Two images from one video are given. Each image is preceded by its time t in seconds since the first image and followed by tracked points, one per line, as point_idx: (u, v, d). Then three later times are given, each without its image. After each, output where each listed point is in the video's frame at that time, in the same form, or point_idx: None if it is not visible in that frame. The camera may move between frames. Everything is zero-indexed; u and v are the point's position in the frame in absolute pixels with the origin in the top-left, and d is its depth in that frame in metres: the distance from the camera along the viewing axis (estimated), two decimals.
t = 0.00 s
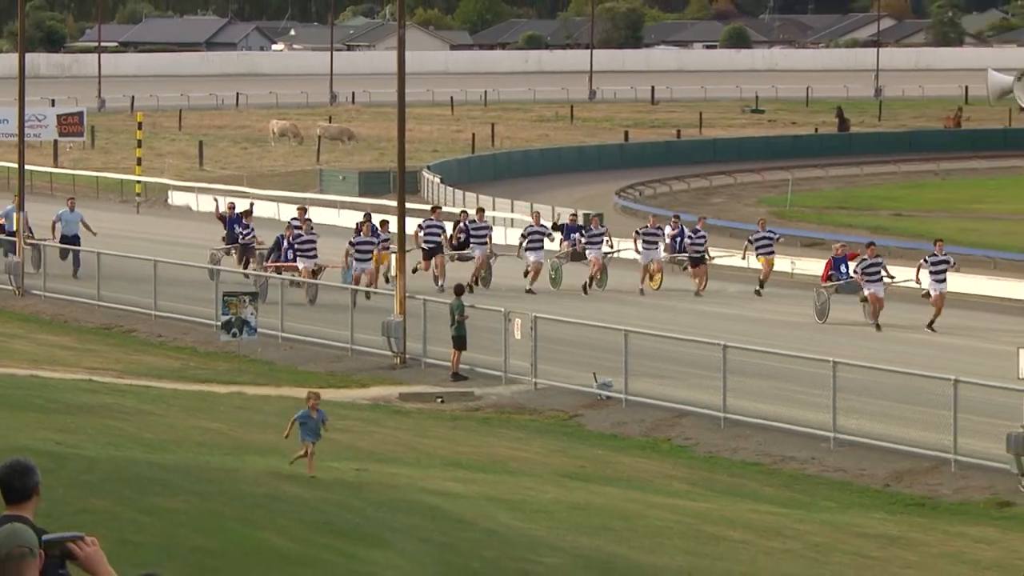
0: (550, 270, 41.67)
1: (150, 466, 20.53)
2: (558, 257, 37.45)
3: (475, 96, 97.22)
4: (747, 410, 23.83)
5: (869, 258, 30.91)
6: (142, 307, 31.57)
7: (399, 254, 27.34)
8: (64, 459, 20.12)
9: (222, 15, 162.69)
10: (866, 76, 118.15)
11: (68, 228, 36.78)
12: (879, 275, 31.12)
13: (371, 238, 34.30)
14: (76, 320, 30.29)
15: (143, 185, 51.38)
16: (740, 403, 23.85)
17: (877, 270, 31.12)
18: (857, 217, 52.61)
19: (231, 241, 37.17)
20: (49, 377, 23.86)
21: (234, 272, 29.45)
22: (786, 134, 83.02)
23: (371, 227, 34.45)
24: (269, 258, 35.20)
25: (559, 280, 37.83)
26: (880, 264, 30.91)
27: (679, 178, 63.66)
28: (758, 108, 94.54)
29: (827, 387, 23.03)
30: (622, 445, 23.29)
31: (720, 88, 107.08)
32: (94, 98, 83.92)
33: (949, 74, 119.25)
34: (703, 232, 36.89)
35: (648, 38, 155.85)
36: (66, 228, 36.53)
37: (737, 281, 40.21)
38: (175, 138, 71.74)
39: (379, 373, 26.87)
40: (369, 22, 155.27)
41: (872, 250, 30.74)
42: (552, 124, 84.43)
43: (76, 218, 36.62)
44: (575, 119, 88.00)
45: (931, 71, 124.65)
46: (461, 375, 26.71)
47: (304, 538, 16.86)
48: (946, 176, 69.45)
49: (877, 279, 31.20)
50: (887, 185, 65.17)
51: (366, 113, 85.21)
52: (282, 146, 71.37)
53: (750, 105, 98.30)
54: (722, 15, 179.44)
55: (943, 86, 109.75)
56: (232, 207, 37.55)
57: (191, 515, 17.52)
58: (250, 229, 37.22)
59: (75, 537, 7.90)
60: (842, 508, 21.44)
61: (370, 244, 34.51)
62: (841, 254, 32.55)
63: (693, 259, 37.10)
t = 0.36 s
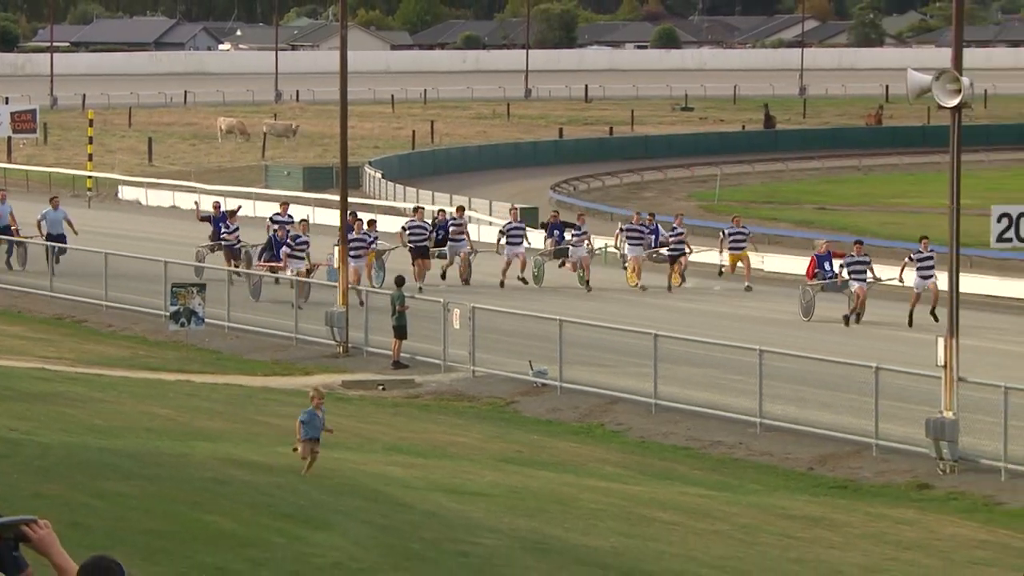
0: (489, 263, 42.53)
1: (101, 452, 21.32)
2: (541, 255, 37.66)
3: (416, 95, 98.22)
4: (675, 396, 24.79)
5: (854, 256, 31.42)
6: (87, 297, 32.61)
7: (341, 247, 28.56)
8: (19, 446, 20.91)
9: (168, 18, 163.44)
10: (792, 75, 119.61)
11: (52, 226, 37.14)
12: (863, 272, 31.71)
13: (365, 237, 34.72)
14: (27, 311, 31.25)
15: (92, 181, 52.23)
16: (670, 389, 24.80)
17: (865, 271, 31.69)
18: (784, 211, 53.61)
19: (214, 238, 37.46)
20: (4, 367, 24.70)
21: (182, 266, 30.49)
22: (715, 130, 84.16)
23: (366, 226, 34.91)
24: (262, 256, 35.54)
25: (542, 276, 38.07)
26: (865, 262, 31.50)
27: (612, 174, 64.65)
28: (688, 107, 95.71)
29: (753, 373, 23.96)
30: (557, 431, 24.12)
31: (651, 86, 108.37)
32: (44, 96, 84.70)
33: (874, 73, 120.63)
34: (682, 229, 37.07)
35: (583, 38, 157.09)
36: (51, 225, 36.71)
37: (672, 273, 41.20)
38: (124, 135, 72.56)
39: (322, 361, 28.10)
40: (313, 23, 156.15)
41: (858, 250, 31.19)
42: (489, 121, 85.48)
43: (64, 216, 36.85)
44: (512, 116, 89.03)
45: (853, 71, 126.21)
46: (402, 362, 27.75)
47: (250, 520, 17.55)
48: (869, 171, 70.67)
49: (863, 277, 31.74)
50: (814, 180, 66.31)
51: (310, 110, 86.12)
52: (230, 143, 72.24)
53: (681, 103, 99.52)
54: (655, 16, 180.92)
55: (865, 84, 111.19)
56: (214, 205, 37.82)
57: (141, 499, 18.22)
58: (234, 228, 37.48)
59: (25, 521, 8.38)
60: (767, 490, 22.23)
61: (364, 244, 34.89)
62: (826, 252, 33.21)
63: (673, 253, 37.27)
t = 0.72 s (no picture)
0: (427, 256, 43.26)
1: (49, 437, 21.96)
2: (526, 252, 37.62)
3: (356, 90, 98.95)
4: (608, 383, 25.59)
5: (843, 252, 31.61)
6: (38, 288, 33.59)
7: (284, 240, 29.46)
8: None
9: (112, 15, 163.82)
10: (720, 72, 120.70)
11: (35, 221, 37.33)
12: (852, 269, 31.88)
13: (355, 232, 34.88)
14: None
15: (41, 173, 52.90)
16: (603, 376, 25.60)
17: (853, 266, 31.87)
18: (710, 203, 54.46)
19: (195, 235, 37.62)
20: None
21: (128, 257, 31.36)
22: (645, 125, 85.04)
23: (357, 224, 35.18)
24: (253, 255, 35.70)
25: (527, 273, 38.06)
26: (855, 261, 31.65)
27: (546, 167, 65.44)
28: (621, 102, 96.63)
29: (682, 360, 24.74)
30: (492, 416, 24.77)
31: (584, 82, 109.31)
32: None
33: (802, 70, 121.92)
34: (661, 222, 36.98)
35: (518, 35, 158.17)
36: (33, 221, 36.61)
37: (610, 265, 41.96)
38: (70, 129, 73.14)
39: (266, 350, 28.90)
40: (254, 20, 156.88)
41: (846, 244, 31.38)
42: (429, 116, 86.22)
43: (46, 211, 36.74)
44: (449, 111, 89.80)
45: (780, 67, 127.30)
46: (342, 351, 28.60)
47: (193, 503, 18.08)
48: (797, 165, 71.59)
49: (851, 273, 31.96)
50: (740, 173, 67.21)
51: (254, 105, 86.77)
52: (174, 137, 72.87)
53: (614, 99, 100.43)
54: (588, 14, 182.24)
55: (791, 81, 112.27)
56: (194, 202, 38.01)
57: (87, 483, 18.82)
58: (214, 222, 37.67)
59: None
60: (696, 473, 22.81)
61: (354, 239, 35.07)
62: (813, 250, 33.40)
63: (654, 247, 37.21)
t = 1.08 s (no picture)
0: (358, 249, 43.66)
1: None
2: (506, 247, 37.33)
3: (289, 82, 99.26)
4: (538, 370, 26.02)
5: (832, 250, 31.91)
6: None
7: (217, 229, 29.80)
8: None
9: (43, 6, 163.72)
10: (646, 65, 121.39)
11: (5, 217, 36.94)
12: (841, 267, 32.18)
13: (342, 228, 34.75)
14: None
15: None
16: (534, 364, 26.02)
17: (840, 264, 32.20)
18: (638, 193, 54.94)
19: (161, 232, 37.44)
20: None
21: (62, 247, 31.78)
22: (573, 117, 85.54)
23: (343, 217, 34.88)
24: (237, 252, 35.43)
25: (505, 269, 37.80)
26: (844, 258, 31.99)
27: (476, 159, 65.86)
28: (550, 94, 97.16)
29: (612, 348, 25.16)
30: (425, 403, 25.15)
31: (511, 74, 109.80)
32: None
33: (726, 63, 122.59)
34: (639, 222, 36.81)
35: (447, 29, 158.46)
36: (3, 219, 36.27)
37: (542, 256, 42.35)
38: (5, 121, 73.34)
39: (200, 339, 29.31)
40: (185, 14, 156.98)
41: (835, 243, 31.62)
42: (360, 107, 86.62)
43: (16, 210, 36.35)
44: (381, 103, 90.20)
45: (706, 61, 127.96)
46: (274, 338, 29.02)
47: (129, 490, 18.38)
48: (723, 156, 72.16)
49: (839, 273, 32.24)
50: (667, 164, 67.75)
51: (188, 97, 87.03)
52: (110, 129, 73.08)
53: (543, 91, 100.92)
54: (516, 8, 182.68)
55: (716, 73, 112.93)
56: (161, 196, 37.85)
57: (24, 470, 19.10)
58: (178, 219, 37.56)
59: None
60: (625, 459, 23.17)
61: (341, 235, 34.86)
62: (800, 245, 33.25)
63: (628, 246, 36.94)
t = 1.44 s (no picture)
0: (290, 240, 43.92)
1: None
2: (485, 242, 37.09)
3: (221, 74, 99.22)
4: (468, 358, 26.34)
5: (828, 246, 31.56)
6: None
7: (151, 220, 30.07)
8: None
9: None
10: (575, 57, 121.66)
11: None
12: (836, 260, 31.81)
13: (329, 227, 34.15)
14: None
15: None
16: (463, 353, 26.34)
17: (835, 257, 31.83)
18: (567, 184, 55.30)
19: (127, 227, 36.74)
20: None
21: None
22: (503, 108, 85.90)
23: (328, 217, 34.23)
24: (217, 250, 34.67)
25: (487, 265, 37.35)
26: (840, 252, 31.72)
27: (407, 150, 66.15)
28: (480, 86, 97.38)
29: (540, 337, 25.48)
30: (356, 389, 25.45)
31: (442, 67, 109.89)
32: None
33: (654, 56, 122.83)
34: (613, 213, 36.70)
35: (377, 20, 158.48)
36: None
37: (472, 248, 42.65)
38: None
39: (134, 328, 29.58)
40: (115, 6, 156.66)
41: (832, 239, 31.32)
42: (291, 100, 86.75)
43: None
44: (312, 95, 90.33)
45: (635, 53, 128.24)
46: (208, 328, 29.32)
47: (65, 478, 18.60)
48: (651, 148, 72.56)
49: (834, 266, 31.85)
50: (595, 155, 68.14)
51: (120, 89, 87.08)
52: (42, 120, 73.12)
53: (473, 83, 101.10)
54: (445, 2, 183.08)
55: (644, 66, 113.23)
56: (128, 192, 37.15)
57: None
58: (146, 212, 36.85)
59: None
60: (553, 446, 23.46)
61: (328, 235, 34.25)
62: (792, 243, 32.77)
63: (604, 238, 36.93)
